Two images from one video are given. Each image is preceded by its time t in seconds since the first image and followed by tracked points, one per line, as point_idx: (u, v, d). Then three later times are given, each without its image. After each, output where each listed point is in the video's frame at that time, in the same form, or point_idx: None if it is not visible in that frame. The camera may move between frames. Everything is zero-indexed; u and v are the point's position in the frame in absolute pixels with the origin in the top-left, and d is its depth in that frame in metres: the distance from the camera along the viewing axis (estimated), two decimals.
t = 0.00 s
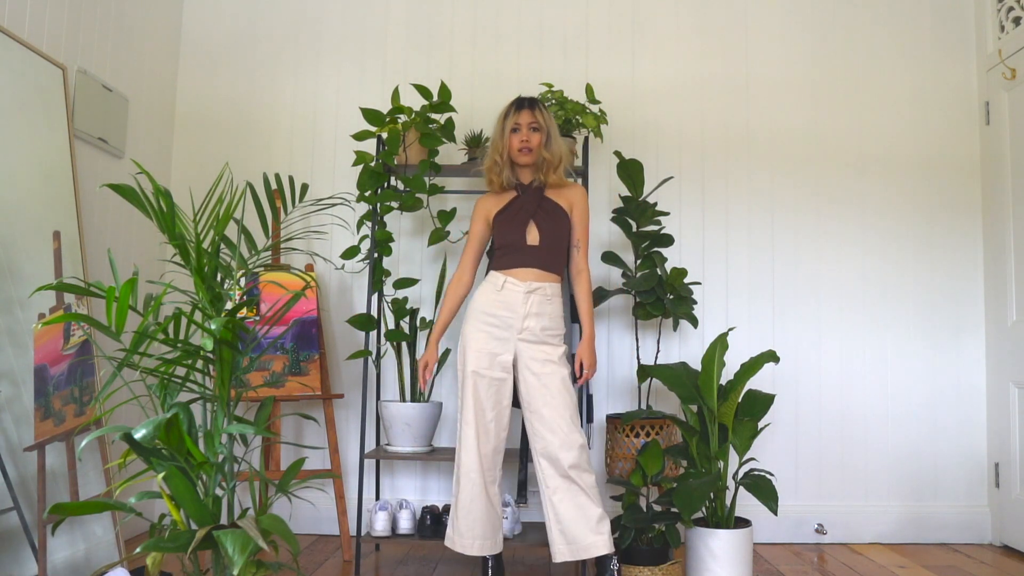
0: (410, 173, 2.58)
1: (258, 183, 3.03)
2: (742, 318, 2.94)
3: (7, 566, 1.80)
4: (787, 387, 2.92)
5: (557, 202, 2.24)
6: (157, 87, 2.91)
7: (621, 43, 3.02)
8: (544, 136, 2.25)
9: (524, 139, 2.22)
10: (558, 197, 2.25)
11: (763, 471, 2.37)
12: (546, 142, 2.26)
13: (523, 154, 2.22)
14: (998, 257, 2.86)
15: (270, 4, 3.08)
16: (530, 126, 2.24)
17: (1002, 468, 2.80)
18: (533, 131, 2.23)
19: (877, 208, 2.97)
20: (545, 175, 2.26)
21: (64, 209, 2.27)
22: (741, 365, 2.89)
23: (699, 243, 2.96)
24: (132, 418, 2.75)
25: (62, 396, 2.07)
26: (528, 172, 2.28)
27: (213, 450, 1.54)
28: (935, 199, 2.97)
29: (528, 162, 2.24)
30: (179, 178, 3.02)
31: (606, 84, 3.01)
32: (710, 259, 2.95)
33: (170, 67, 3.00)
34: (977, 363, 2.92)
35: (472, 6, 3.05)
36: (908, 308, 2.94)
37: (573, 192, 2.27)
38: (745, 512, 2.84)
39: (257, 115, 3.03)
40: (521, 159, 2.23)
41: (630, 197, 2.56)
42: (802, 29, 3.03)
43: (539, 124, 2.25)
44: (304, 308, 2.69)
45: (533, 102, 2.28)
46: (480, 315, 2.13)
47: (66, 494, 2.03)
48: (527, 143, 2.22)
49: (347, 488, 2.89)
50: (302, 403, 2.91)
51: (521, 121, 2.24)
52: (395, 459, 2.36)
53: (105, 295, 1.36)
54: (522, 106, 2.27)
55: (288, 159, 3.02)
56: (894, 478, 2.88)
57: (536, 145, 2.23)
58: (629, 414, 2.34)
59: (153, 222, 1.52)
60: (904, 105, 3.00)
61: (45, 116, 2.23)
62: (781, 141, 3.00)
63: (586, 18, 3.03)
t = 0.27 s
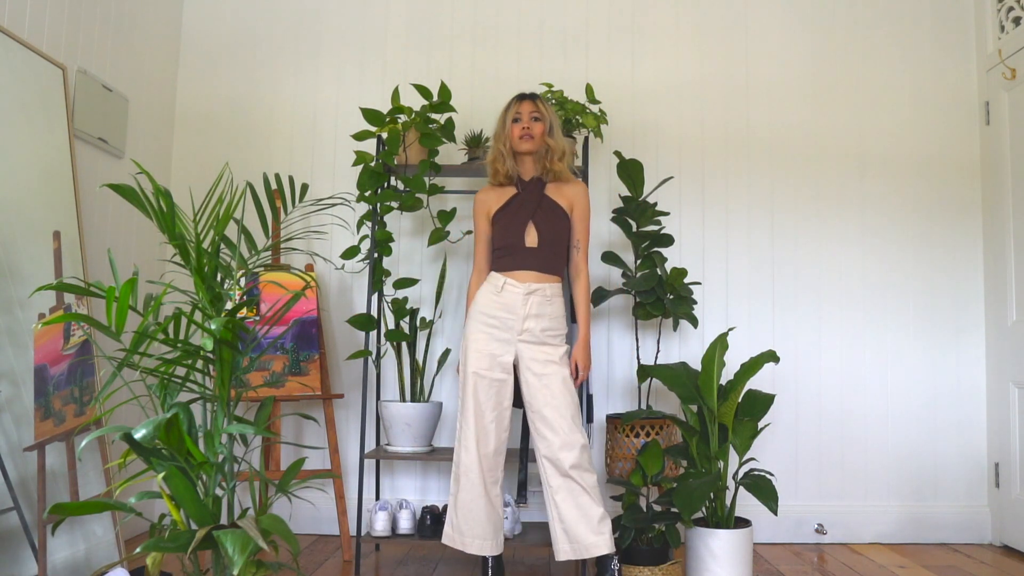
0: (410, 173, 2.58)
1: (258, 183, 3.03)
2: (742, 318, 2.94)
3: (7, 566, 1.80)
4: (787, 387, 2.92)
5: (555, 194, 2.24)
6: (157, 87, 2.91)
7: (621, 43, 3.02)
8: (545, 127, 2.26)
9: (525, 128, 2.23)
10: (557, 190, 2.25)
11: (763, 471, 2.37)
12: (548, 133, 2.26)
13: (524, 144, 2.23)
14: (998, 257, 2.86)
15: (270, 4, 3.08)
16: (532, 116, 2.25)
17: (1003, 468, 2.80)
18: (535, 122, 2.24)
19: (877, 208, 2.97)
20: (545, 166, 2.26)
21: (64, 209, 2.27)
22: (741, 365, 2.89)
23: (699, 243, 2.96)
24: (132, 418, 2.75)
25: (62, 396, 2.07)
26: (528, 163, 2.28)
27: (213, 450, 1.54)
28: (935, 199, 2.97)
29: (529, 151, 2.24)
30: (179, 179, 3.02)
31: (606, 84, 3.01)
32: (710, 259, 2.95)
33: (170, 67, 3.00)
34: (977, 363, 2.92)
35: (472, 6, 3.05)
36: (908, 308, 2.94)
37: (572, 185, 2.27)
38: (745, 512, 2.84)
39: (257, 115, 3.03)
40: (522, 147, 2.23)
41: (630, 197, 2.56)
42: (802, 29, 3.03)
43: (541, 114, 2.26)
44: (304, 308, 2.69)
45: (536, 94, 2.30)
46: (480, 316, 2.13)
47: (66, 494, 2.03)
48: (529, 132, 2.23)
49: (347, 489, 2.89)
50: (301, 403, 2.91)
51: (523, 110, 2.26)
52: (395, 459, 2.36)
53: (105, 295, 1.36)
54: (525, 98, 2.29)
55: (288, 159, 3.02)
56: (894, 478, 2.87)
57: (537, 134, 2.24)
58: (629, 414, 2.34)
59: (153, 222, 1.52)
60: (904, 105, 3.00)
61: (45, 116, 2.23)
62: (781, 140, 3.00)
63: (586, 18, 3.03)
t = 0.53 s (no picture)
0: (410, 173, 2.58)
1: (258, 183, 3.03)
2: (742, 318, 2.94)
3: (7, 566, 1.80)
4: (787, 387, 2.92)
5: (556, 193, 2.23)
6: (157, 87, 2.91)
7: (621, 43, 3.02)
8: (546, 126, 2.26)
9: (525, 127, 2.23)
10: (559, 189, 2.24)
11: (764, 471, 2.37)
12: (549, 133, 2.26)
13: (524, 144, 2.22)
14: (998, 257, 2.86)
15: (270, 4, 3.08)
16: (532, 116, 2.25)
17: (1003, 468, 2.80)
18: (535, 122, 2.24)
19: (877, 208, 2.97)
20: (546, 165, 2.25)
21: (64, 209, 2.27)
22: (741, 365, 2.89)
23: (699, 243, 2.96)
24: (132, 418, 2.75)
25: (62, 396, 2.07)
26: (529, 163, 2.28)
27: (213, 450, 1.54)
28: (935, 199, 2.97)
29: (529, 151, 2.24)
30: (179, 179, 3.02)
31: (606, 84, 3.01)
32: (710, 259, 2.95)
33: (170, 67, 3.00)
34: (977, 363, 2.92)
35: (472, 6, 3.05)
36: (908, 308, 2.94)
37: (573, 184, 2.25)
38: (745, 512, 2.84)
39: (257, 115, 3.03)
40: (522, 147, 2.23)
41: (630, 197, 2.56)
42: (802, 29, 3.03)
43: (541, 114, 2.26)
44: (304, 308, 2.69)
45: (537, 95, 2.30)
46: (480, 317, 2.13)
47: (66, 494, 2.03)
48: (529, 132, 2.23)
49: (347, 489, 2.89)
50: (301, 403, 2.91)
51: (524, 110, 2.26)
52: (394, 459, 2.36)
53: (105, 295, 1.36)
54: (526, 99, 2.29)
55: (288, 159, 3.02)
56: (894, 478, 2.88)
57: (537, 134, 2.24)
58: (629, 414, 2.34)
59: (153, 222, 1.52)
60: (904, 105, 3.00)
61: (45, 116, 2.23)
62: (781, 140, 3.00)
63: (586, 18, 3.03)
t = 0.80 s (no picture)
0: (410, 173, 2.58)
1: (258, 183, 3.03)
2: (742, 318, 2.94)
3: (7, 566, 1.80)
4: (787, 387, 2.92)
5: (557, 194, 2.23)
6: (157, 87, 2.91)
7: (622, 43, 3.02)
8: (546, 129, 2.25)
9: (526, 130, 2.22)
10: (558, 189, 2.25)
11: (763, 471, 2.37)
12: (549, 135, 2.25)
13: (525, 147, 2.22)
14: (998, 257, 2.86)
15: (270, 4, 3.08)
16: (532, 118, 2.24)
17: (1003, 468, 2.80)
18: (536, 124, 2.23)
19: (877, 208, 2.97)
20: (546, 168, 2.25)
21: (64, 209, 2.27)
22: (741, 365, 2.89)
23: (699, 243, 2.96)
24: (132, 418, 2.75)
25: (62, 396, 2.07)
26: (529, 165, 2.27)
27: (213, 450, 1.54)
28: (935, 199, 2.97)
29: (530, 154, 2.23)
30: (179, 179, 3.02)
31: (607, 84, 3.01)
32: (710, 260, 2.95)
33: (170, 67, 3.00)
34: (977, 363, 2.92)
35: (472, 6, 3.05)
36: (908, 308, 2.94)
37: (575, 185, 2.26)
38: (745, 512, 2.84)
39: (257, 115, 3.03)
40: (523, 150, 2.22)
41: (630, 197, 2.56)
42: (802, 29, 3.03)
43: (542, 116, 2.25)
44: (304, 308, 2.69)
45: (536, 96, 2.29)
46: (480, 316, 2.13)
47: (66, 494, 2.03)
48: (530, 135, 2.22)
49: (347, 489, 2.89)
50: (302, 403, 2.91)
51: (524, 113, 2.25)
52: (394, 459, 2.36)
53: (105, 295, 1.36)
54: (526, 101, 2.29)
55: (288, 159, 3.02)
56: (894, 478, 2.88)
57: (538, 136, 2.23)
58: (629, 414, 2.34)
59: (153, 222, 1.52)
60: (904, 105, 3.00)
61: (45, 116, 2.23)
62: (781, 140, 3.00)
63: (585, 18, 3.03)
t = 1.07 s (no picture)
0: (410, 173, 2.58)
1: (258, 183, 3.03)
2: (742, 318, 2.94)
3: (7, 566, 1.80)
4: (787, 387, 2.92)
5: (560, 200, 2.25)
6: (157, 87, 2.91)
7: (621, 43, 3.02)
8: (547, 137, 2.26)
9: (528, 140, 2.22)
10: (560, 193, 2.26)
11: (764, 470, 2.37)
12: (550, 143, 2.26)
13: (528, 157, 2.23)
14: (998, 257, 2.86)
15: (270, 4, 3.08)
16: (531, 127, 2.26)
17: (1003, 468, 2.80)
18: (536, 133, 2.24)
19: (877, 208, 2.97)
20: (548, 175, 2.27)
21: (64, 209, 2.27)
22: (741, 365, 2.89)
23: (699, 242, 2.96)
24: (132, 418, 2.75)
25: (62, 396, 2.07)
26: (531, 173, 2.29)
27: (213, 450, 1.54)
28: (935, 199, 2.97)
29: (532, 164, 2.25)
30: (179, 179, 3.02)
31: (607, 84, 3.01)
32: (710, 259, 2.95)
33: (170, 67, 3.00)
34: (977, 363, 2.92)
35: (472, 6, 3.05)
36: (908, 308, 2.94)
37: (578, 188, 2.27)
38: (746, 512, 2.84)
39: (257, 115, 3.03)
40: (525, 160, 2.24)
41: (630, 197, 2.56)
42: (801, 29, 3.03)
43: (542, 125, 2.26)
44: (304, 308, 2.69)
45: (536, 104, 2.30)
46: (479, 316, 2.13)
47: (66, 494, 2.03)
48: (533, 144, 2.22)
49: (347, 489, 2.89)
50: (301, 403, 2.91)
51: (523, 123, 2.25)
52: (394, 459, 2.36)
53: (105, 295, 1.36)
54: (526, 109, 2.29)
55: (288, 160, 3.02)
56: (894, 478, 2.88)
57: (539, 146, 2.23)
58: (629, 414, 2.34)
59: (153, 222, 1.52)
60: (904, 105, 3.00)
61: (45, 116, 2.23)
62: (781, 140, 3.00)
63: (585, 18, 3.03)
